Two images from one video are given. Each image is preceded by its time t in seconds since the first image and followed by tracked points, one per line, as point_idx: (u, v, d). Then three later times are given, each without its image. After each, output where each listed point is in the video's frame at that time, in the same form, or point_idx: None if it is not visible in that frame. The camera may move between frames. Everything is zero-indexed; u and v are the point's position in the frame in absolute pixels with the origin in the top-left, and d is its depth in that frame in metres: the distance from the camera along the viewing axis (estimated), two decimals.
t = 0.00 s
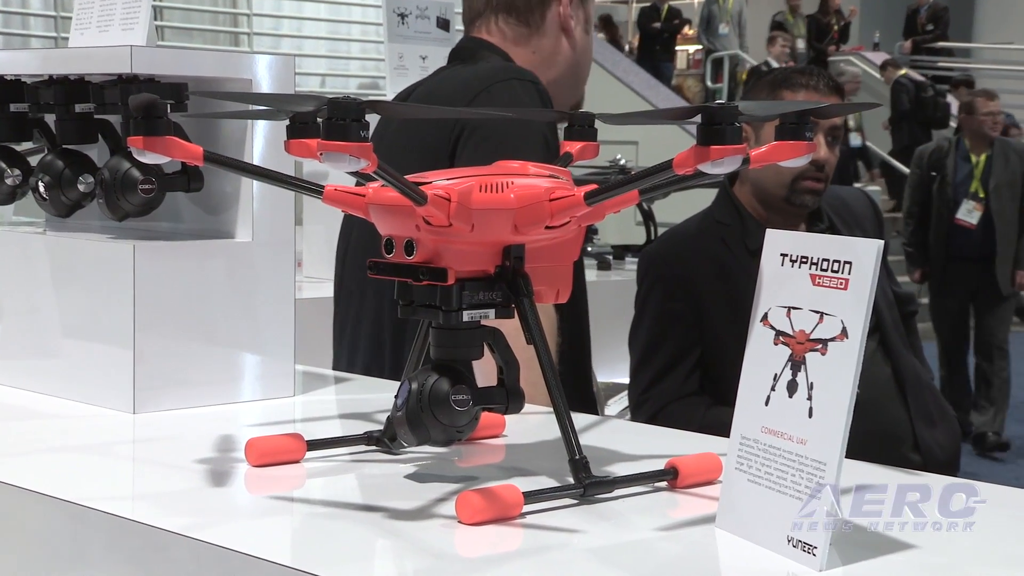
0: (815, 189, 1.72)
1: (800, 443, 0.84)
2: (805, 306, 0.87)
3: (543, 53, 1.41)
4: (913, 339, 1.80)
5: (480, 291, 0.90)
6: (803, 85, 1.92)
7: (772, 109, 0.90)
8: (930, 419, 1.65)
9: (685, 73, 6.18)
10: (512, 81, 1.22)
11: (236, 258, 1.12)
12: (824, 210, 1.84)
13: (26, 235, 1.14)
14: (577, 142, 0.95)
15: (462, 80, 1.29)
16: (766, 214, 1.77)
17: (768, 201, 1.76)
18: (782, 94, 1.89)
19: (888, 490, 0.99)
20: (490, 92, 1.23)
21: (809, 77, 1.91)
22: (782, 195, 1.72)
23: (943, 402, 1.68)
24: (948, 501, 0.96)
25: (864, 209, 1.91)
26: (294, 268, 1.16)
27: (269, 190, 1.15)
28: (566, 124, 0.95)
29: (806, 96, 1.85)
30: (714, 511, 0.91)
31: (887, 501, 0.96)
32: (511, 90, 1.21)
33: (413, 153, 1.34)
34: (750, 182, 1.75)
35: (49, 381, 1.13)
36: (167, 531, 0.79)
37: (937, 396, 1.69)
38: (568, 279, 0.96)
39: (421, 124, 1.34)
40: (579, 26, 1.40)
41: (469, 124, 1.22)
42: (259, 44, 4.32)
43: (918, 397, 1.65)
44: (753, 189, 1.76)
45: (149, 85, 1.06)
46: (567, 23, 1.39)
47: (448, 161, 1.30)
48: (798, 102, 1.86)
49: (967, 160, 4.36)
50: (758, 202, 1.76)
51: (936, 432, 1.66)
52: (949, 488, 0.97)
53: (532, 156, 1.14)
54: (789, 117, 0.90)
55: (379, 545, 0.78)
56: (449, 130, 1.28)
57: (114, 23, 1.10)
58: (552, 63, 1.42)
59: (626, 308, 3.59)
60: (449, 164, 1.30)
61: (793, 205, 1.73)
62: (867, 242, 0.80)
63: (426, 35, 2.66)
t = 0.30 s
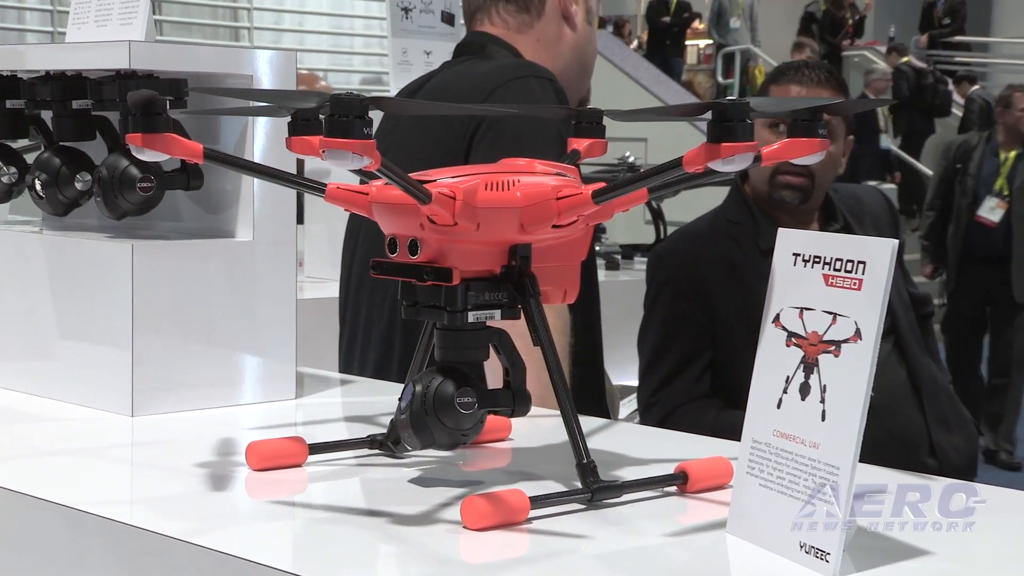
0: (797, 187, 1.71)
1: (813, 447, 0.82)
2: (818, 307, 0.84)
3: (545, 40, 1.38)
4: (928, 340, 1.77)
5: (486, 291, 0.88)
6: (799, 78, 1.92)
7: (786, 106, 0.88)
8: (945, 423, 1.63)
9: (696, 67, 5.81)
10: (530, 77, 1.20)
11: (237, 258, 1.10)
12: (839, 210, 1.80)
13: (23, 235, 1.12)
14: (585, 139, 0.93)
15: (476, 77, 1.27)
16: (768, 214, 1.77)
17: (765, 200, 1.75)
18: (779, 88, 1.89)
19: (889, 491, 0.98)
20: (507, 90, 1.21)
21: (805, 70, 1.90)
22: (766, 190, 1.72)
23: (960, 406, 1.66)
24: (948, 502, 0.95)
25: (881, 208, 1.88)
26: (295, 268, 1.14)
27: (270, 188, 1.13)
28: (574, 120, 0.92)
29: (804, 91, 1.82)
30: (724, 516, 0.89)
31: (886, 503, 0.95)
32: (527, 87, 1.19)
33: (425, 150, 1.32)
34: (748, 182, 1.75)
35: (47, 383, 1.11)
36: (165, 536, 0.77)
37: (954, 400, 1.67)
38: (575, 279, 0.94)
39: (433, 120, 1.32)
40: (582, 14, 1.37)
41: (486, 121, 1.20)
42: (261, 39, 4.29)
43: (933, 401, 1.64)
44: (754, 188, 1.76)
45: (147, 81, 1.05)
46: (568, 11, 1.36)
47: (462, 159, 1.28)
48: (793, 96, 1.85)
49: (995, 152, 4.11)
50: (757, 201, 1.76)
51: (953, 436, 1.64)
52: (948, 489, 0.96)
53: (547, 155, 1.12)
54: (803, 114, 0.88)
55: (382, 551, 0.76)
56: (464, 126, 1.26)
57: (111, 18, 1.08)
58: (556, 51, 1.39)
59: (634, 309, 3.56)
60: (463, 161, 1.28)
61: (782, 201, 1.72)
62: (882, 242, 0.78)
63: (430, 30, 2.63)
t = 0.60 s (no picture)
0: (806, 188, 1.69)
1: (825, 452, 0.80)
2: (830, 310, 0.82)
3: (550, 34, 1.36)
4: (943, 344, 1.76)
5: (491, 294, 0.86)
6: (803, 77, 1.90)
7: (798, 104, 0.86)
8: (962, 430, 1.62)
9: (705, 64, 5.75)
10: (537, 75, 1.18)
11: (237, 259, 1.09)
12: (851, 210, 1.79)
13: (19, 236, 1.10)
14: (593, 138, 0.90)
15: (482, 74, 1.25)
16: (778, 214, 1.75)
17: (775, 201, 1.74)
18: (786, 87, 1.87)
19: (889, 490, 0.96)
20: (512, 88, 1.19)
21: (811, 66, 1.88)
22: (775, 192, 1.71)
23: (977, 414, 1.65)
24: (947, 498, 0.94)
25: (894, 207, 1.86)
26: (297, 269, 1.13)
27: (270, 187, 1.11)
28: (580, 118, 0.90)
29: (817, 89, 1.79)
30: (734, 523, 0.87)
31: (886, 504, 0.93)
32: (534, 85, 1.17)
33: (429, 150, 1.30)
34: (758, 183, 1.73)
35: (43, 387, 1.09)
36: (163, 543, 0.75)
37: (970, 406, 1.65)
38: (582, 281, 0.92)
39: (436, 118, 1.30)
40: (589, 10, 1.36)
41: (491, 119, 1.18)
42: (261, 35, 4.25)
43: (949, 406, 1.62)
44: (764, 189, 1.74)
45: (145, 78, 1.03)
46: (575, 6, 1.35)
47: (467, 159, 1.26)
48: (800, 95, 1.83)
49: None
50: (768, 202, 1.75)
51: (968, 443, 1.63)
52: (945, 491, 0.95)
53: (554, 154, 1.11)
54: (815, 112, 0.86)
55: (385, 558, 0.74)
56: (469, 125, 1.24)
57: (109, 14, 1.07)
58: (561, 46, 1.37)
59: (642, 311, 3.52)
60: (468, 161, 1.26)
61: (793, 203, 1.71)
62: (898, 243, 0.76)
63: (436, 26, 2.53)
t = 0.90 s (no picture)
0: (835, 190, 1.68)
1: (843, 461, 0.78)
2: (847, 315, 0.80)
3: (563, 39, 1.35)
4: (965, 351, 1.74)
5: (500, 298, 0.84)
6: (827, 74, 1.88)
7: (816, 104, 0.84)
8: (983, 437, 1.60)
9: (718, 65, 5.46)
10: (542, 74, 1.17)
11: (241, 263, 1.07)
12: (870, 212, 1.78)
13: (19, 239, 1.09)
14: (604, 139, 0.88)
15: (487, 73, 1.24)
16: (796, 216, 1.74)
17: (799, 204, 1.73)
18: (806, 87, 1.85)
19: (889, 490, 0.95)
20: (518, 87, 1.17)
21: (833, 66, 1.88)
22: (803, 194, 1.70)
23: (999, 421, 1.63)
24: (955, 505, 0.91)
25: (912, 209, 1.84)
26: (302, 273, 1.11)
27: (274, 190, 1.10)
28: (591, 119, 0.88)
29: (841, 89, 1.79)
30: (748, 533, 0.85)
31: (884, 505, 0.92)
32: (540, 84, 1.15)
33: (433, 150, 1.28)
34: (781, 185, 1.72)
35: (43, 393, 1.08)
36: (164, 553, 0.73)
37: (993, 414, 1.63)
38: (594, 286, 0.89)
39: (439, 119, 1.28)
40: (604, 14, 1.34)
41: (496, 118, 1.16)
42: (266, 35, 4.23)
43: (972, 413, 1.60)
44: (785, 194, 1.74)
45: (148, 79, 1.01)
46: (590, 10, 1.33)
47: (472, 159, 1.24)
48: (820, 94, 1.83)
49: None
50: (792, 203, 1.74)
51: (990, 451, 1.61)
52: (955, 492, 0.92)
53: (562, 154, 1.09)
54: (833, 113, 0.84)
55: (391, 570, 0.72)
56: (473, 125, 1.22)
57: (110, 13, 1.05)
58: (573, 50, 1.36)
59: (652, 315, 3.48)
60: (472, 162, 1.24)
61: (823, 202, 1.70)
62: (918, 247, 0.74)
63: (443, 25, 2.49)
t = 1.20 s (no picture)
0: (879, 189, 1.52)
1: (864, 469, 0.76)
2: (869, 320, 0.78)
3: (580, 40, 1.33)
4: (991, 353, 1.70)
5: (513, 303, 0.83)
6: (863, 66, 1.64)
7: (833, 104, 0.82)
8: (1009, 443, 1.52)
9: (738, 61, 4.94)
10: (548, 73, 1.15)
11: (248, 265, 1.05)
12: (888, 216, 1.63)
13: (22, 242, 1.07)
14: (620, 140, 0.86)
15: (492, 71, 1.22)
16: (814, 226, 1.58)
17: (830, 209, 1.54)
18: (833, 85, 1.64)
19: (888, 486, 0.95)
20: (524, 87, 1.15)
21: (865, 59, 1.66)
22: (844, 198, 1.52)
23: None
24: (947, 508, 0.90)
25: (934, 213, 1.77)
26: (311, 277, 1.09)
27: (281, 191, 1.08)
28: (605, 121, 0.86)
29: (865, 84, 1.65)
30: (766, 543, 0.83)
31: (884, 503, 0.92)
32: (547, 83, 1.14)
33: (437, 152, 1.26)
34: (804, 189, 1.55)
35: (45, 400, 1.06)
36: (167, 562, 0.72)
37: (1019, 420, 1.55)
38: (608, 290, 0.88)
39: (445, 117, 1.26)
40: (624, 14, 1.32)
41: (501, 118, 1.14)
42: (273, 32, 4.20)
43: (997, 419, 1.52)
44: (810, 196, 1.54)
45: (153, 78, 0.99)
46: (609, 10, 1.31)
47: (478, 160, 1.22)
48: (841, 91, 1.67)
49: None
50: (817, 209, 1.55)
51: (1016, 458, 1.53)
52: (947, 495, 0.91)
53: (570, 155, 1.07)
54: (852, 113, 0.82)
55: None
56: (478, 126, 1.20)
57: (115, 11, 1.04)
58: (590, 52, 1.33)
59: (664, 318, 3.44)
60: (479, 163, 1.22)
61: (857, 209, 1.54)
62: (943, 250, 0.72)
63: (454, 22, 2.46)
